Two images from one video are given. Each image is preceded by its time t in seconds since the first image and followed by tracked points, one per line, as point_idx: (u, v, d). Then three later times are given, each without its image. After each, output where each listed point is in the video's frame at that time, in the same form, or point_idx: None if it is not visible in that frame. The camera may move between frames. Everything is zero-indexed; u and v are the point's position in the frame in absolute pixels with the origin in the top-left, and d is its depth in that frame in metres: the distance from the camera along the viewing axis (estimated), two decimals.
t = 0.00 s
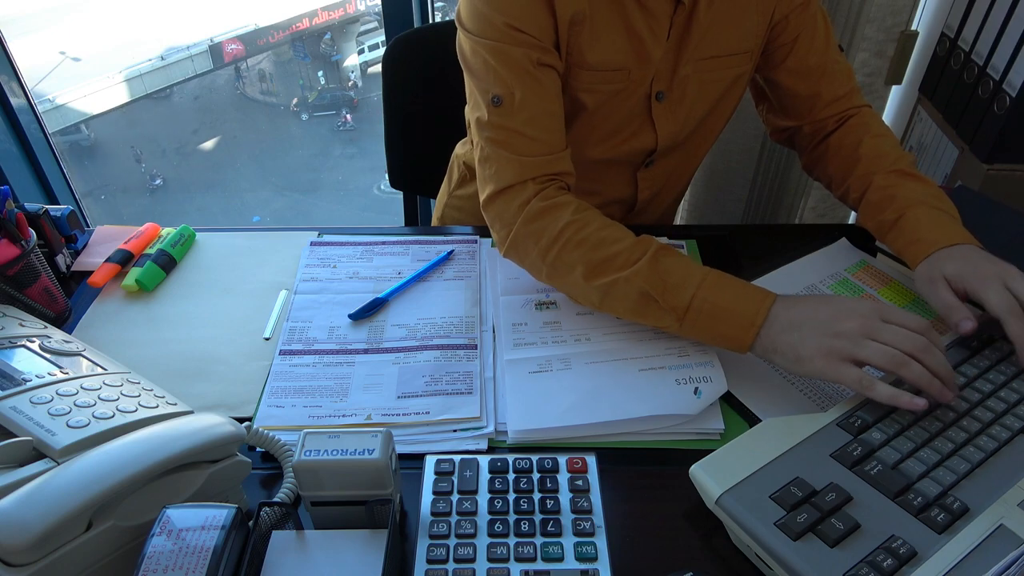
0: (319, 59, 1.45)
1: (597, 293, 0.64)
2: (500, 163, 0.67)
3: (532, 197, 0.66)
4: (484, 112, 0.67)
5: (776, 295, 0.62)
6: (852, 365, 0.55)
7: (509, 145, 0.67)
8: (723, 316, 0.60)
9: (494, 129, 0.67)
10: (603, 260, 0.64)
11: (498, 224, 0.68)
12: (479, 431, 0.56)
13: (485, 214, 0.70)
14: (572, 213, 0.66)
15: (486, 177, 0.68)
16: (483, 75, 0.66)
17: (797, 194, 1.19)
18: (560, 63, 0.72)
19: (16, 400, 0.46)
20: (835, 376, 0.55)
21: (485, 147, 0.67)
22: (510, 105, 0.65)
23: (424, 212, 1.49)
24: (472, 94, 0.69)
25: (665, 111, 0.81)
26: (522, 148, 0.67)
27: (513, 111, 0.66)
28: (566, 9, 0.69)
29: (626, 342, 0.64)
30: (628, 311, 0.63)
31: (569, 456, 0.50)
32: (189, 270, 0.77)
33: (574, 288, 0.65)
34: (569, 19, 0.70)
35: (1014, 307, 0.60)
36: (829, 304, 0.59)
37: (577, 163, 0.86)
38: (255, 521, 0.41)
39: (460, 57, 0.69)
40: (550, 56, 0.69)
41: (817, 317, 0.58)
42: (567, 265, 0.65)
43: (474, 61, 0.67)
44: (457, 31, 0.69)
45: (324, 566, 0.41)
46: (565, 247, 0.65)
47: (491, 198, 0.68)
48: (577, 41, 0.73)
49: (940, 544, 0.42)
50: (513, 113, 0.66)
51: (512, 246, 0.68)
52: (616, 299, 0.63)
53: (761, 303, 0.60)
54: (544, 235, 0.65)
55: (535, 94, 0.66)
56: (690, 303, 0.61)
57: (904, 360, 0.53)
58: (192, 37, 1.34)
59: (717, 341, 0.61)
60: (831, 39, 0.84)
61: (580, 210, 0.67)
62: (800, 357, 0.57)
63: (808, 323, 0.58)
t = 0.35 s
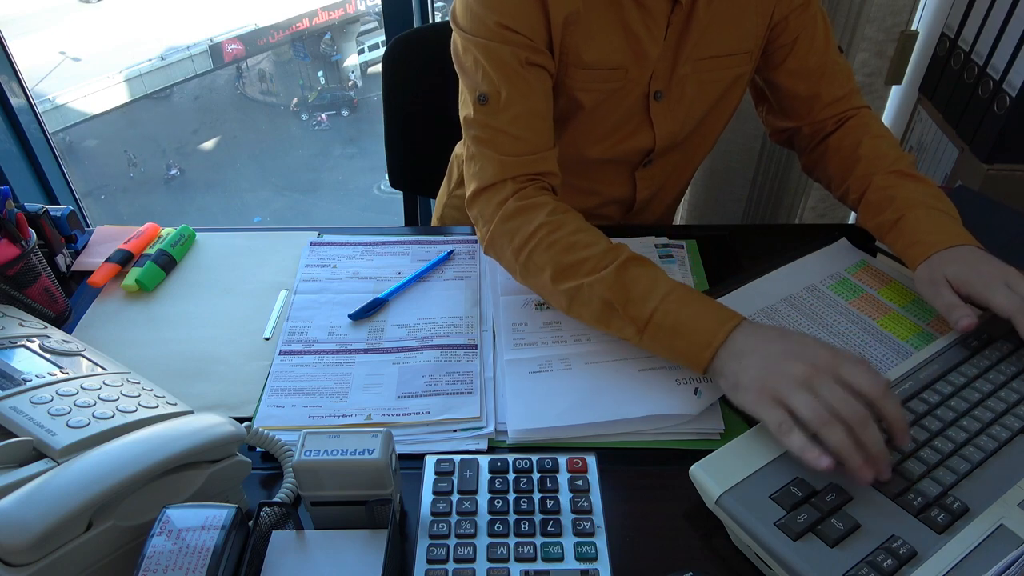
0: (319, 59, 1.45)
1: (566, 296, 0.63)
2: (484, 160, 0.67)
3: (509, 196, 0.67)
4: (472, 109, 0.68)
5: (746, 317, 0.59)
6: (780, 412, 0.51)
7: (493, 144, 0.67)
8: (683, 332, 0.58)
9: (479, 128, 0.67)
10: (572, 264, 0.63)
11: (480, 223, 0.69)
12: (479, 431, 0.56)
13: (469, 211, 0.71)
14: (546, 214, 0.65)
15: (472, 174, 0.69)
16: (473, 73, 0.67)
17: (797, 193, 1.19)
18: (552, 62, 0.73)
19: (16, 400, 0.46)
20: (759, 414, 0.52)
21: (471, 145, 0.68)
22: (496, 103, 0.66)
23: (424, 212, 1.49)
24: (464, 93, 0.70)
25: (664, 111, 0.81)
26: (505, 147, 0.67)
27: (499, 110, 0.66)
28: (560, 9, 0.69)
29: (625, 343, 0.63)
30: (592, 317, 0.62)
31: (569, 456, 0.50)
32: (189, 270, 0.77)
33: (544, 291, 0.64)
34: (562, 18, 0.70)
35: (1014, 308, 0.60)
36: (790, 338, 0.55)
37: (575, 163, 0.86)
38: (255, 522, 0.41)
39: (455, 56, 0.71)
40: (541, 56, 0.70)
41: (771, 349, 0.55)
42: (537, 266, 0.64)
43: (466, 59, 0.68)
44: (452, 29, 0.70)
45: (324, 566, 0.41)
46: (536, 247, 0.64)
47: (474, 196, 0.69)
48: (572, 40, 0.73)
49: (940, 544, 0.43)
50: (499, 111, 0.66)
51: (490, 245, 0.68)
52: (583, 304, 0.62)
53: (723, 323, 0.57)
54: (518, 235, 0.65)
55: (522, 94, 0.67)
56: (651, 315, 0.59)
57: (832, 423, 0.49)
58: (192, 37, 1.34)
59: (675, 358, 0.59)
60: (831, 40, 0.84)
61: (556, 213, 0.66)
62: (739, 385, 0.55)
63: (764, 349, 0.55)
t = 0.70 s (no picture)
0: (319, 59, 1.45)
1: (572, 290, 0.63)
2: (480, 157, 0.68)
3: (510, 192, 0.67)
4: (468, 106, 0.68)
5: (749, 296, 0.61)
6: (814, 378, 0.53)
7: (492, 141, 0.67)
8: (696, 314, 0.59)
9: (477, 125, 0.67)
10: (578, 256, 0.63)
11: (479, 220, 0.69)
12: (479, 432, 0.56)
13: (465, 207, 0.71)
14: (549, 208, 0.66)
15: (469, 173, 0.69)
16: (470, 70, 0.67)
17: (797, 194, 1.19)
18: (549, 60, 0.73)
19: (16, 400, 0.46)
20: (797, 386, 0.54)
21: (468, 141, 0.69)
22: (494, 100, 0.66)
23: (424, 212, 1.49)
24: (461, 89, 0.70)
25: (661, 110, 0.81)
26: (503, 144, 0.67)
27: (497, 107, 0.67)
28: (555, 7, 0.70)
29: (625, 342, 0.63)
30: (602, 309, 0.62)
31: (569, 456, 0.50)
32: (189, 270, 0.77)
33: (550, 285, 0.64)
34: (559, 16, 0.70)
35: (1014, 308, 0.60)
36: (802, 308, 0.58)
37: (572, 162, 0.86)
38: (255, 522, 0.41)
39: (451, 54, 0.71)
40: (537, 54, 0.70)
41: (790, 321, 0.57)
42: (542, 260, 0.64)
43: (463, 56, 0.68)
44: (449, 26, 0.70)
45: (324, 565, 0.41)
46: (541, 242, 0.64)
47: (472, 192, 0.69)
48: (569, 38, 0.73)
49: (940, 544, 0.42)
50: (497, 108, 0.67)
51: (490, 242, 0.68)
52: (591, 296, 0.62)
53: (734, 304, 0.59)
54: (520, 231, 0.65)
55: (518, 91, 0.67)
56: (663, 300, 0.60)
57: (869, 375, 0.52)
58: (192, 37, 1.34)
59: (690, 340, 0.60)
60: (830, 40, 0.84)
61: (558, 207, 0.66)
62: (767, 360, 0.56)
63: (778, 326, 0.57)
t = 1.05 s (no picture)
0: (319, 59, 1.45)
1: (509, 294, 0.63)
2: (453, 151, 0.69)
3: (472, 186, 0.68)
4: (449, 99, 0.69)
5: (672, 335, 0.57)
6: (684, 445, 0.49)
7: (464, 134, 0.68)
8: (607, 345, 0.56)
9: (454, 116, 0.69)
10: (515, 261, 0.62)
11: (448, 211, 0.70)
12: (479, 431, 0.56)
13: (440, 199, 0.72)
14: (502, 210, 0.65)
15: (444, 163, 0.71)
16: (456, 62, 0.69)
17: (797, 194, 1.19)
18: (538, 57, 0.73)
19: (16, 400, 0.46)
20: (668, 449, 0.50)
21: (445, 134, 0.70)
22: (471, 92, 0.67)
23: (424, 212, 1.49)
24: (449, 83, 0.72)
25: (659, 108, 0.81)
26: (477, 139, 0.68)
27: (474, 100, 0.68)
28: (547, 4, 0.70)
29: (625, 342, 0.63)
30: (530, 319, 0.61)
31: (569, 456, 0.50)
32: (189, 270, 0.77)
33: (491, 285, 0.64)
34: (550, 13, 0.71)
35: (1015, 309, 0.60)
36: (705, 362, 0.53)
37: (570, 161, 0.86)
38: (255, 522, 0.41)
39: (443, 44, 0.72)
40: (524, 50, 0.70)
41: (680, 375, 0.52)
42: (486, 260, 0.65)
43: (452, 48, 0.69)
44: (442, 20, 0.71)
45: (324, 566, 0.40)
46: (487, 242, 0.65)
47: (446, 184, 0.70)
48: (561, 35, 0.74)
49: (940, 544, 0.42)
50: (474, 102, 0.68)
51: (454, 234, 0.69)
52: (522, 304, 0.62)
53: (649, 340, 0.55)
54: (472, 227, 0.66)
55: (499, 86, 0.67)
56: (579, 326, 0.58)
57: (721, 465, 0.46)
58: (192, 37, 1.34)
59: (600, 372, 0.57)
60: (830, 41, 0.84)
61: (513, 209, 0.66)
62: (649, 412, 0.52)
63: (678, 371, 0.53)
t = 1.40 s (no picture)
0: (319, 59, 1.45)
1: (509, 296, 0.63)
2: (450, 153, 0.69)
3: (470, 189, 0.68)
4: (446, 102, 0.69)
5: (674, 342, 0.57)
6: (686, 443, 0.49)
7: (462, 136, 0.68)
8: (607, 348, 0.56)
9: (451, 119, 0.69)
10: (515, 264, 0.62)
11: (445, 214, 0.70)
12: (479, 431, 0.56)
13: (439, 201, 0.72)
14: (502, 212, 0.65)
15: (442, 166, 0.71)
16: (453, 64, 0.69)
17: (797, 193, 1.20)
18: (536, 59, 0.73)
19: (16, 400, 0.46)
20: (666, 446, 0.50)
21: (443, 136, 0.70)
22: (468, 95, 0.67)
23: (424, 212, 1.49)
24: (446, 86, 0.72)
25: (657, 108, 0.81)
26: (475, 141, 0.68)
27: (471, 103, 0.67)
28: (545, 6, 0.70)
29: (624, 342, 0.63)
30: (530, 321, 0.61)
31: (569, 456, 0.50)
32: (189, 270, 0.77)
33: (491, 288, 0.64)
34: (548, 15, 0.71)
35: (1015, 309, 0.60)
36: (709, 365, 0.53)
37: (569, 162, 0.86)
38: (255, 522, 0.41)
39: (440, 47, 0.72)
40: (522, 53, 0.70)
41: (685, 377, 0.52)
42: (486, 262, 0.65)
43: (449, 50, 0.69)
44: (439, 22, 0.71)
45: (324, 566, 0.40)
46: (487, 244, 0.65)
47: (443, 187, 0.70)
48: (559, 38, 0.74)
49: (940, 544, 0.42)
50: (472, 104, 0.67)
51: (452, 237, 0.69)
52: (523, 307, 0.62)
53: (649, 345, 0.55)
54: (471, 230, 0.66)
55: (497, 87, 0.67)
56: (580, 329, 0.58)
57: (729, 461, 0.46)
58: (192, 37, 1.34)
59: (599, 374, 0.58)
60: (830, 42, 0.84)
61: (512, 212, 0.66)
62: (650, 412, 0.52)
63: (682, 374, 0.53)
